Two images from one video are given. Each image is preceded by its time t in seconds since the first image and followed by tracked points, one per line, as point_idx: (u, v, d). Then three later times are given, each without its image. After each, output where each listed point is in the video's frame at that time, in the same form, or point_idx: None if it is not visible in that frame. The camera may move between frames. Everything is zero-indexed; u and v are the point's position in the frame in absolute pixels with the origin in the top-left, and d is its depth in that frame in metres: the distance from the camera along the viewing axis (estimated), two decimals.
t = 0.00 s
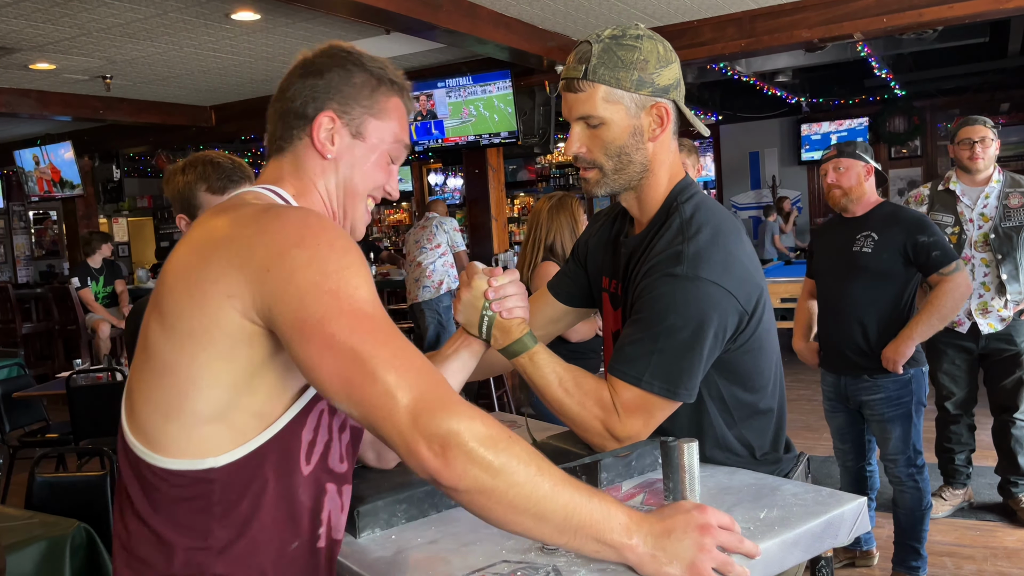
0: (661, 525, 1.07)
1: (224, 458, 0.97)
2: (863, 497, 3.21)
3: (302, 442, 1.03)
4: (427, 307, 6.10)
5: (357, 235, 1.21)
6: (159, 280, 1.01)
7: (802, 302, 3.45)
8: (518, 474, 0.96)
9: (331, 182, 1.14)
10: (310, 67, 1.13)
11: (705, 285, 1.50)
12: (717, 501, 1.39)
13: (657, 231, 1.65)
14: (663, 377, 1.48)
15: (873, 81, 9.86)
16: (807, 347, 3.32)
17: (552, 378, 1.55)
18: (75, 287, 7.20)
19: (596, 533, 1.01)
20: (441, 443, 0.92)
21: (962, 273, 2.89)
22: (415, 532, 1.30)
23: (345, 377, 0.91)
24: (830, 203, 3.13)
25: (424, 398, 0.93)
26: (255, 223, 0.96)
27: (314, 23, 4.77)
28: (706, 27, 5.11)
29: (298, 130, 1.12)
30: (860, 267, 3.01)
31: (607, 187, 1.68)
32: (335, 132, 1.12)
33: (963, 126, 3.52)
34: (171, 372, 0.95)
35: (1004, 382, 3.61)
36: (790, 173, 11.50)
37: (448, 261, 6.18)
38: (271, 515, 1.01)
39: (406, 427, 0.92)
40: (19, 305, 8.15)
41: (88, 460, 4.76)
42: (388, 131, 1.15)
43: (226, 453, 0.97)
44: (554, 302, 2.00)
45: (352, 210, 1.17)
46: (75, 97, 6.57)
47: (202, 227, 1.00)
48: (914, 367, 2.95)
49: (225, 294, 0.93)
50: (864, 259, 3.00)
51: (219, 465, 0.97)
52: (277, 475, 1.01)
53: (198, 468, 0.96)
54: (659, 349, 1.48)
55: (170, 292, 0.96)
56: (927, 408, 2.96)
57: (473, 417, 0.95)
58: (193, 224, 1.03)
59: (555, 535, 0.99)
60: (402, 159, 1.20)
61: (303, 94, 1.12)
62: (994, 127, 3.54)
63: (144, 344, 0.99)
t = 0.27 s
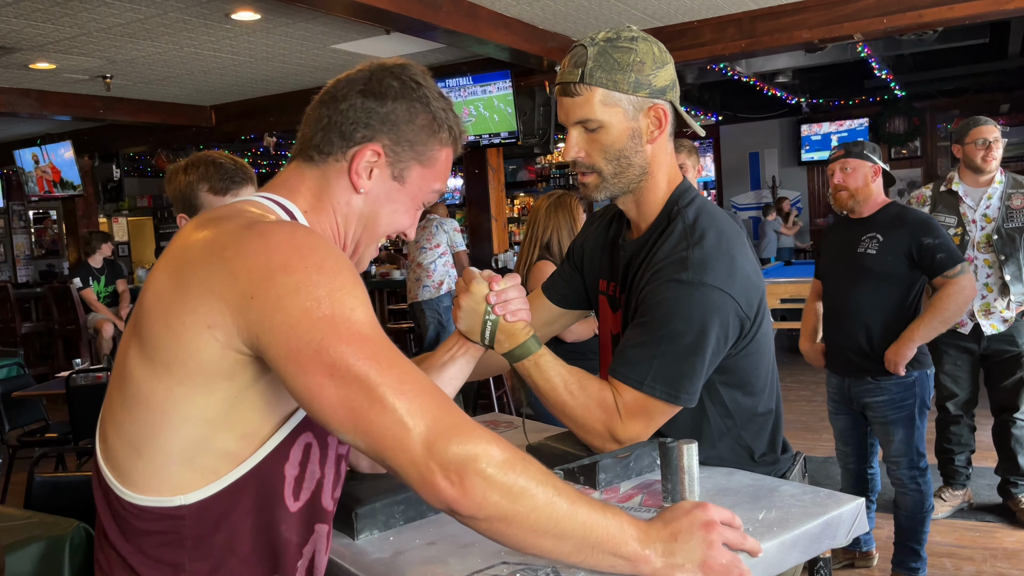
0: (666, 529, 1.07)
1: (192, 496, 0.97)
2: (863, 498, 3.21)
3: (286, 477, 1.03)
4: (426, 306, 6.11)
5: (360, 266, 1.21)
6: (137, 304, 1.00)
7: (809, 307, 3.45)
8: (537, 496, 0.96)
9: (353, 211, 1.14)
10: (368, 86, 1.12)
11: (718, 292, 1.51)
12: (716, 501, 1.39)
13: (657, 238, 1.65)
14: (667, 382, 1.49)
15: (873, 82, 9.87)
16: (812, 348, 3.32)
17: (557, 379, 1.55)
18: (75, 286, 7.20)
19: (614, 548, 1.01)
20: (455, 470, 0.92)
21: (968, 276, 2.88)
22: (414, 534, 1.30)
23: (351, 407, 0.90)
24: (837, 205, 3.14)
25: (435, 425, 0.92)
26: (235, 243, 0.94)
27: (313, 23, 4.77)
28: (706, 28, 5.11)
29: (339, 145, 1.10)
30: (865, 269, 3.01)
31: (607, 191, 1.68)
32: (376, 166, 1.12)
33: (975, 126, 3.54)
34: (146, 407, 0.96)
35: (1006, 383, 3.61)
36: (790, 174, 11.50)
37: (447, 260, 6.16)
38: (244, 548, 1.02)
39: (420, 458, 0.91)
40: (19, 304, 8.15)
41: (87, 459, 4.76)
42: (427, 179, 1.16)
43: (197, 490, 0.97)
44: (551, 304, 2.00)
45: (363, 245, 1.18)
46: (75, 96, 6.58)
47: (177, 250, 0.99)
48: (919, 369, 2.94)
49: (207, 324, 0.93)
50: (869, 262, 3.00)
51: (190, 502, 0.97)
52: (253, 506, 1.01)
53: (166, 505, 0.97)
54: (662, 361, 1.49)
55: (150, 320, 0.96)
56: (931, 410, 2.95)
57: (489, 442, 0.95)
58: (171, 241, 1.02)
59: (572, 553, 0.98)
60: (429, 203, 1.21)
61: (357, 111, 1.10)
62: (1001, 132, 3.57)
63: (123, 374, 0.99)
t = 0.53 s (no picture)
0: (674, 532, 1.07)
1: (174, 524, 0.96)
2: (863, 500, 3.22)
3: (274, 506, 1.02)
4: (425, 305, 6.08)
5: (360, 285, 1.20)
6: (122, 331, 0.98)
7: (820, 311, 3.46)
8: (553, 514, 0.95)
9: (358, 232, 1.12)
10: (385, 100, 1.09)
11: (734, 301, 1.52)
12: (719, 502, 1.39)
13: (671, 240, 1.65)
14: (677, 389, 1.50)
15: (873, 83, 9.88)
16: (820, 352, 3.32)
17: (565, 382, 1.55)
18: (75, 286, 7.20)
19: (628, 556, 0.99)
20: (468, 494, 0.90)
21: (974, 279, 2.86)
22: (417, 535, 1.30)
23: (355, 437, 0.87)
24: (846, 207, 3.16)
25: (445, 448, 0.90)
26: (224, 267, 0.91)
27: (314, 24, 4.77)
28: (706, 30, 5.12)
29: (349, 163, 1.08)
30: (873, 273, 3.01)
31: (616, 197, 1.67)
32: (387, 189, 1.10)
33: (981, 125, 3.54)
34: (132, 437, 0.94)
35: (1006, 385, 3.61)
36: (790, 175, 11.51)
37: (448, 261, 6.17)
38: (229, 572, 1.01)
39: (431, 484, 0.89)
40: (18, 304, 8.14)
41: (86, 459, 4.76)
42: (436, 204, 1.14)
43: (176, 520, 0.97)
44: (551, 305, 2.01)
45: (366, 267, 1.17)
46: (75, 96, 6.57)
47: (160, 276, 0.96)
48: (925, 373, 2.93)
49: (194, 355, 0.90)
50: (877, 265, 3.00)
51: (171, 530, 0.97)
52: (244, 530, 1.00)
53: (149, 532, 0.97)
54: (672, 368, 1.50)
55: (136, 349, 0.93)
56: (937, 415, 2.95)
57: (503, 461, 0.93)
58: (156, 262, 1.00)
59: (589, 566, 0.97)
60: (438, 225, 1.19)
61: (370, 128, 1.07)
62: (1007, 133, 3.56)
63: (109, 403, 0.97)
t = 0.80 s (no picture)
0: (676, 532, 1.06)
1: (167, 516, 0.96)
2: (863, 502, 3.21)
3: (270, 514, 1.01)
4: (425, 304, 6.04)
5: (385, 293, 1.20)
6: (127, 332, 0.99)
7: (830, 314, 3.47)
8: (555, 522, 0.94)
9: (384, 246, 1.11)
10: (419, 112, 1.07)
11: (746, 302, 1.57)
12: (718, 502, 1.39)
13: (688, 243, 1.69)
14: (690, 388, 1.54)
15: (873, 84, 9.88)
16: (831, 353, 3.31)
17: (582, 378, 1.58)
18: (74, 286, 7.19)
19: (630, 558, 0.99)
20: (471, 507, 0.90)
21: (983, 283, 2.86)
22: (415, 534, 1.31)
23: (354, 452, 0.87)
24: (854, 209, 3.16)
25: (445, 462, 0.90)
26: (223, 277, 0.90)
27: (314, 24, 4.77)
28: (706, 30, 5.11)
29: (378, 178, 1.07)
30: (880, 277, 3.01)
31: (635, 203, 1.71)
32: (415, 207, 1.08)
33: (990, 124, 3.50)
34: (131, 436, 0.95)
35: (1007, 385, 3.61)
36: (789, 176, 11.52)
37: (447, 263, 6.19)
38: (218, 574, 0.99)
39: (432, 497, 0.89)
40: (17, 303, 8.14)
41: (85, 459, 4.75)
42: (466, 221, 1.12)
43: (171, 510, 0.96)
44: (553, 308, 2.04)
45: (391, 279, 1.16)
46: (74, 96, 6.57)
47: (164, 282, 0.97)
48: (933, 377, 2.93)
49: (191, 361, 0.90)
50: (883, 269, 2.99)
51: (164, 521, 0.96)
52: (240, 531, 0.99)
53: (143, 521, 0.96)
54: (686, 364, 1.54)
55: (138, 351, 0.94)
56: (944, 421, 2.94)
57: (504, 472, 0.93)
58: (164, 268, 1.00)
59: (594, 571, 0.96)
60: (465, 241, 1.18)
61: (402, 144, 1.05)
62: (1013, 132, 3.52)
63: (112, 405, 0.98)
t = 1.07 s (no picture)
0: (678, 530, 1.06)
1: (181, 485, 0.96)
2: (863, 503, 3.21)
3: (273, 505, 1.02)
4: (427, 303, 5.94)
5: (410, 303, 1.20)
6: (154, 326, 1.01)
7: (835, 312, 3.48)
8: (552, 533, 0.93)
9: (412, 258, 1.11)
10: (459, 133, 1.07)
11: (770, 306, 1.70)
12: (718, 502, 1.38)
13: (708, 250, 1.78)
14: (708, 387, 1.63)
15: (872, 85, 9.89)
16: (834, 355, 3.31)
17: (602, 375, 1.64)
18: (72, 285, 7.18)
19: (631, 559, 0.98)
20: (467, 531, 0.89)
21: (988, 286, 2.85)
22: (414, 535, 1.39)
23: (345, 476, 0.86)
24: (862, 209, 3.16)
25: (442, 486, 0.88)
26: (228, 295, 0.91)
27: (314, 23, 4.77)
28: (706, 30, 5.11)
29: (415, 192, 1.07)
30: (885, 278, 3.02)
31: (655, 212, 1.79)
32: (447, 223, 1.09)
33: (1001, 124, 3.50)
34: (143, 426, 0.97)
35: (1008, 386, 3.61)
36: (789, 177, 11.52)
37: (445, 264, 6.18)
38: (215, 554, 0.99)
39: (424, 523, 0.87)
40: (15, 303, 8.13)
41: (84, 458, 4.75)
42: (497, 240, 1.13)
43: (184, 482, 0.97)
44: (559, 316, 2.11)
45: (417, 290, 1.16)
46: (74, 95, 6.57)
47: (187, 286, 0.99)
48: (936, 379, 2.92)
49: (196, 366, 0.92)
50: (890, 269, 3.00)
51: (175, 493, 0.97)
52: (240, 519, 0.99)
53: (155, 488, 0.97)
54: (704, 360, 1.63)
55: (157, 347, 0.97)
56: (946, 423, 2.93)
57: (500, 490, 0.92)
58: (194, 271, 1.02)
59: None
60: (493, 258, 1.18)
61: (441, 161, 1.05)
62: None
63: (131, 396, 1.00)
